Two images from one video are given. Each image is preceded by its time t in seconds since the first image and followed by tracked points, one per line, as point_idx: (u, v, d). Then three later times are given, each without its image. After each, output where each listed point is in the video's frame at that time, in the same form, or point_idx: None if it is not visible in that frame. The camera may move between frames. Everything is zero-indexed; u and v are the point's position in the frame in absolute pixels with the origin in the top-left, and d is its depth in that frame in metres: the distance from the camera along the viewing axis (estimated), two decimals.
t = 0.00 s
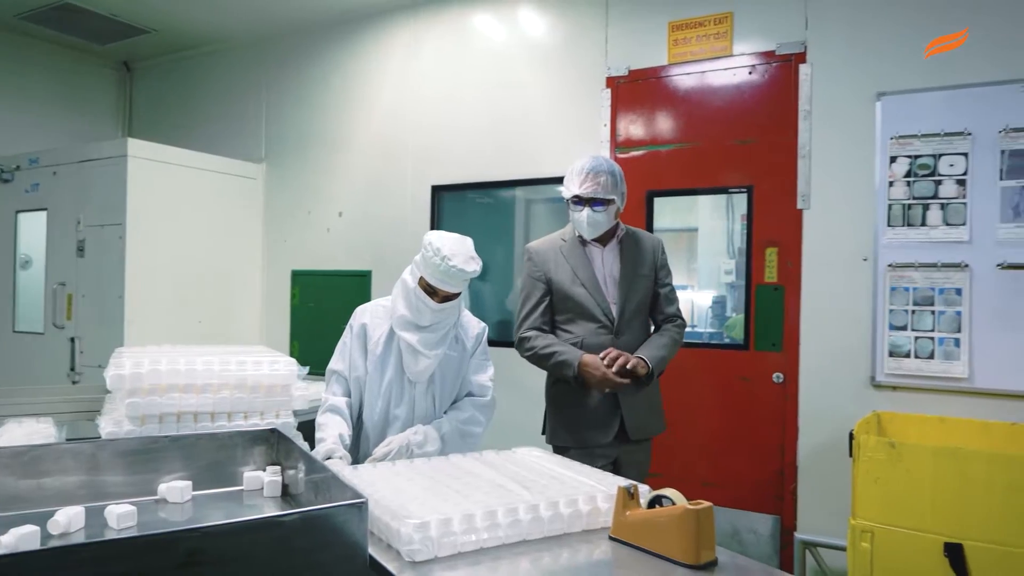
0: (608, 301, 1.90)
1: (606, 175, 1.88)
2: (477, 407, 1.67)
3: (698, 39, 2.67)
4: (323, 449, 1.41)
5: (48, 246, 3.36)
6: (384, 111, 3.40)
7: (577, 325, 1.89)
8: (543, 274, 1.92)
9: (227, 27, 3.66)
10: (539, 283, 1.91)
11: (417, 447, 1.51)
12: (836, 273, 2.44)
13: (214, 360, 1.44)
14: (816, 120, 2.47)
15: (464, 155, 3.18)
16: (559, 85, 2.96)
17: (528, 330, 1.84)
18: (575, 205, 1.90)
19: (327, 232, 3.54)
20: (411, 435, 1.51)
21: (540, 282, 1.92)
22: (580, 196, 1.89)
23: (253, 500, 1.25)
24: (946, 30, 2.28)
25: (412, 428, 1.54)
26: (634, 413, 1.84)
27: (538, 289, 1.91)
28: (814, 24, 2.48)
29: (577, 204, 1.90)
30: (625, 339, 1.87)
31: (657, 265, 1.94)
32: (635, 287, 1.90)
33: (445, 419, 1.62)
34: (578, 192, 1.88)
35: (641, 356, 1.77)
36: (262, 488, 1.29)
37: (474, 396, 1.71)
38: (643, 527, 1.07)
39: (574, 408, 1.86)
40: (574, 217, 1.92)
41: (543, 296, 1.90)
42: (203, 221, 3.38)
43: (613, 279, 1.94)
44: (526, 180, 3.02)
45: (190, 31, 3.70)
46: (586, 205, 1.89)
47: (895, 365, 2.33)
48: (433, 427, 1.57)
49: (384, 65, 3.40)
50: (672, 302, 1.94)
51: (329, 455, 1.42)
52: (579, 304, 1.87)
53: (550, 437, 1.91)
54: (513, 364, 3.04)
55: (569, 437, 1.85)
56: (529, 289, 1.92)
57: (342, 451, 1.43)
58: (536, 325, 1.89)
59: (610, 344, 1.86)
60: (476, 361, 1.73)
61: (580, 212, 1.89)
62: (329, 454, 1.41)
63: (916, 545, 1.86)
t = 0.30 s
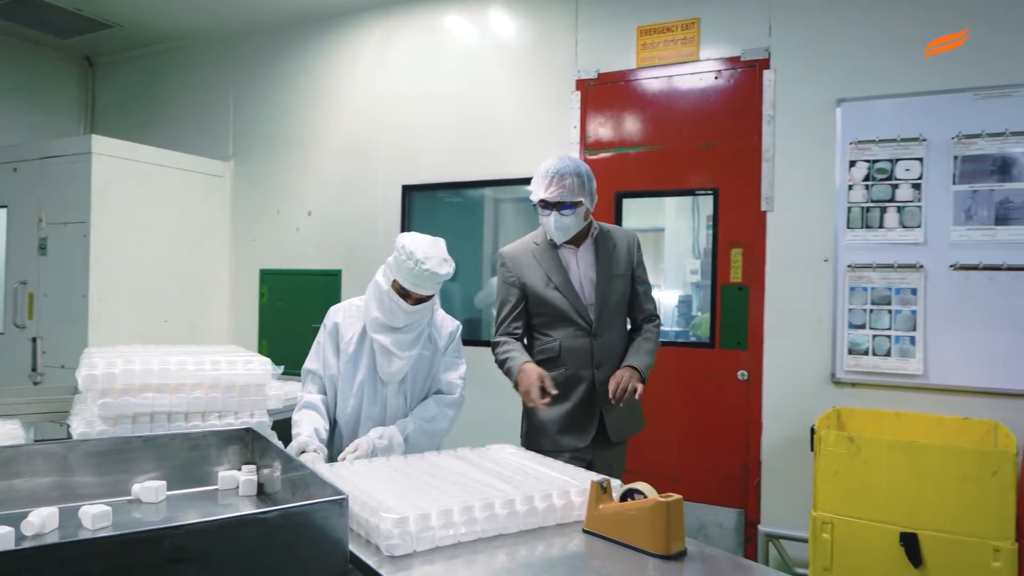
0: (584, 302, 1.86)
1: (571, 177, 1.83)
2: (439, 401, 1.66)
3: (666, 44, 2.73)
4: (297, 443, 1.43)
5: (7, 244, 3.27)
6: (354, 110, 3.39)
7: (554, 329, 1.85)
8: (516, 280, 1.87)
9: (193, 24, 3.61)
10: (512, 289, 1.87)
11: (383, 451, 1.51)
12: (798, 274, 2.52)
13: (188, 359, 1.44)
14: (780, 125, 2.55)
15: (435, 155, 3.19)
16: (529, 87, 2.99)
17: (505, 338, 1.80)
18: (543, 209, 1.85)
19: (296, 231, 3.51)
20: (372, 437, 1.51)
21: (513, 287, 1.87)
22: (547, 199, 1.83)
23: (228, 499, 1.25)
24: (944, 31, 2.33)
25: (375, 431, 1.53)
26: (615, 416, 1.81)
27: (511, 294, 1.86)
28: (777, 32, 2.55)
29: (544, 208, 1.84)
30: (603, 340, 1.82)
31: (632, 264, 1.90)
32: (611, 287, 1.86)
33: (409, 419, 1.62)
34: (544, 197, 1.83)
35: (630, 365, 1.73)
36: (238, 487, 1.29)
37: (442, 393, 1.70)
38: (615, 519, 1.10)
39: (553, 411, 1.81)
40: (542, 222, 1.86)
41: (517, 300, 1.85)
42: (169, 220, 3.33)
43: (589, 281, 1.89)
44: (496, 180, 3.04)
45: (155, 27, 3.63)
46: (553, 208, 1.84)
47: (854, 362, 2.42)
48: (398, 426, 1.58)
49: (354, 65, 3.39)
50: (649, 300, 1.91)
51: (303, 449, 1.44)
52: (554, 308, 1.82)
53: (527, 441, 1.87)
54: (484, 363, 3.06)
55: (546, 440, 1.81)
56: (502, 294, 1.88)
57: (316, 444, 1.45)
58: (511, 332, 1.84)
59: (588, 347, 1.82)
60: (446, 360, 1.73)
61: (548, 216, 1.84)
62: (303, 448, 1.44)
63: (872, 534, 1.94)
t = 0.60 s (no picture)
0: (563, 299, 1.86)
1: (542, 176, 1.82)
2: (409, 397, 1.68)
3: (641, 47, 2.78)
4: (277, 436, 1.47)
5: None
6: (330, 108, 3.38)
7: (534, 327, 1.86)
8: (493, 278, 1.88)
9: (166, 21, 3.57)
10: (490, 287, 1.87)
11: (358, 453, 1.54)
12: (770, 273, 2.58)
13: (170, 358, 1.45)
14: (752, 127, 2.61)
15: (412, 154, 3.20)
16: (505, 87, 3.01)
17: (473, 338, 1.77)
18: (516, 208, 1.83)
19: (272, 229, 3.49)
20: (345, 440, 1.52)
21: (491, 285, 1.88)
22: (520, 200, 1.82)
23: (210, 497, 1.25)
24: (944, 32, 2.36)
25: (349, 434, 1.54)
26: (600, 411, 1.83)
27: (489, 293, 1.87)
28: (750, 36, 2.61)
29: (518, 208, 1.83)
30: (583, 336, 1.82)
31: (611, 257, 1.90)
32: (590, 282, 1.86)
33: (379, 419, 1.62)
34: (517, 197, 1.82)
35: (621, 376, 1.73)
36: (219, 485, 1.29)
37: (413, 390, 1.72)
38: (594, 512, 1.13)
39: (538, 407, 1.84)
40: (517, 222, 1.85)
41: (495, 298, 1.86)
42: (142, 219, 3.29)
43: (567, 276, 1.89)
44: (473, 180, 3.06)
45: (127, 23, 3.58)
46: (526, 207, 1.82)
47: (823, 359, 2.49)
48: (369, 425, 1.59)
49: (330, 63, 3.38)
50: (630, 293, 1.90)
51: (282, 442, 1.47)
52: (532, 305, 1.83)
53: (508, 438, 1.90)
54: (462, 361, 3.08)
55: (524, 439, 1.83)
56: (481, 293, 1.89)
57: (295, 437, 1.48)
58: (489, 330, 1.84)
59: (569, 344, 1.83)
60: (416, 357, 1.75)
61: (522, 216, 1.82)
62: (282, 442, 1.47)
63: (839, 526, 2.01)
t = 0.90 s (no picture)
0: (542, 295, 1.88)
1: (519, 176, 1.83)
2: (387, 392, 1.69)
3: (619, 50, 2.82)
4: (259, 433, 1.49)
5: None
6: (310, 107, 3.37)
7: (515, 324, 1.89)
8: (471, 276, 1.91)
9: (143, 18, 3.53)
10: (467, 285, 1.91)
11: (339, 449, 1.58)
12: (745, 272, 2.64)
13: (154, 357, 1.46)
14: (728, 129, 2.66)
15: (391, 154, 3.21)
16: (485, 88, 3.03)
17: (434, 335, 1.77)
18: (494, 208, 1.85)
19: (251, 228, 3.47)
20: (326, 436, 1.56)
21: (470, 284, 1.91)
22: (497, 200, 1.83)
23: (197, 493, 1.26)
24: (945, 31, 2.40)
25: (329, 431, 1.58)
26: (582, 410, 1.84)
27: (468, 291, 1.90)
28: (725, 40, 2.67)
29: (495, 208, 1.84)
30: (564, 332, 1.84)
31: (592, 252, 1.92)
32: (570, 279, 1.88)
33: (359, 415, 1.65)
34: (494, 198, 1.83)
35: (614, 388, 1.76)
36: (205, 482, 1.30)
37: (391, 387, 1.76)
38: (578, 504, 1.16)
39: (522, 405, 1.86)
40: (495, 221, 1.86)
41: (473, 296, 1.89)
42: (120, 217, 3.26)
43: (546, 272, 1.91)
44: (454, 180, 3.08)
45: (103, 20, 3.54)
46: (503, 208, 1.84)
47: (797, 356, 2.55)
48: (348, 421, 1.62)
49: (310, 61, 3.37)
50: (611, 288, 1.92)
51: (265, 439, 1.49)
52: (510, 304, 1.86)
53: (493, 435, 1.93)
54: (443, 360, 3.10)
55: (508, 437, 1.86)
56: (459, 292, 1.92)
57: (277, 433, 1.51)
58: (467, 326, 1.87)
59: (550, 340, 1.85)
60: (393, 354, 1.77)
61: (499, 216, 1.84)
62: (264, 438, 1.49)
63: (811, 518, 2.07)
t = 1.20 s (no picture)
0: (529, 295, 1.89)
1: (502, 178, 1.84)
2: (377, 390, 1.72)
3: (608, 52, 2.85)
4: (255, 434, 1.51)
5: None
6: (300, 106, 3.38)
7: (503, 323, 1.91)
8: (459, 276, 1.95)
9: (132, 17, 3.52)
10: (455, 285, 1.95)
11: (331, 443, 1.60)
12: (732, 271, 2.68)
13: (151, 355, 1.52)
14: (715, 131, 2.70)
15: (380, 154, 3.23)
16: (475, 89, 3.06)
17: (414, 332, 1.79)
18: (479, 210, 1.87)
19: (241, 227, 3.47)
20: (319, 431, 1.58)
21: (457, 285, 1.95)
22: (481, 202, 1.85)
23: (195, 489, 1.27)
24: (945, 31, 2.43)
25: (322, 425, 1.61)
26: (572, 408, 1.85)
27: (456, 291, 1.94)
28: (713, 42, 2.71)
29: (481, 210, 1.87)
30: (552, 330, 1.85)
31: (581, 249, 1.92)
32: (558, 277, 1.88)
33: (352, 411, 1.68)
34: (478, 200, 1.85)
35: (607, 390, 1.78)
36: (202, 478, 1.32)
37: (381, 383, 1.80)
38: (570, 497, 1.19)
39: (513, 403, 1.89)
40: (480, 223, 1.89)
41: (460, 296, 1.92)
42: (111, 217, 3.26)
43: (534, 271, 1.92)
44: (444, 180, 3.10)
45: (92, 19, 3.53)
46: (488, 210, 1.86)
47: (783, 354, 2.60)
48: (339, 417, 1.65)
49: (301, 61, 3.38)
50: (603, 284, 1.92)
51: (260, 440, 1.51)
52: (497, 303, 1.89)
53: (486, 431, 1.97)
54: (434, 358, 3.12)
55: (500, 434, 1.90)
56: (448, 292, 1.96)
57: (272, 433, 1.53)
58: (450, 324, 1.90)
59: (539, 339, 1.87)
60: (381, 350, 1.82)
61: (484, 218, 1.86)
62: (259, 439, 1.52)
63: (796, 511, 2.12)
